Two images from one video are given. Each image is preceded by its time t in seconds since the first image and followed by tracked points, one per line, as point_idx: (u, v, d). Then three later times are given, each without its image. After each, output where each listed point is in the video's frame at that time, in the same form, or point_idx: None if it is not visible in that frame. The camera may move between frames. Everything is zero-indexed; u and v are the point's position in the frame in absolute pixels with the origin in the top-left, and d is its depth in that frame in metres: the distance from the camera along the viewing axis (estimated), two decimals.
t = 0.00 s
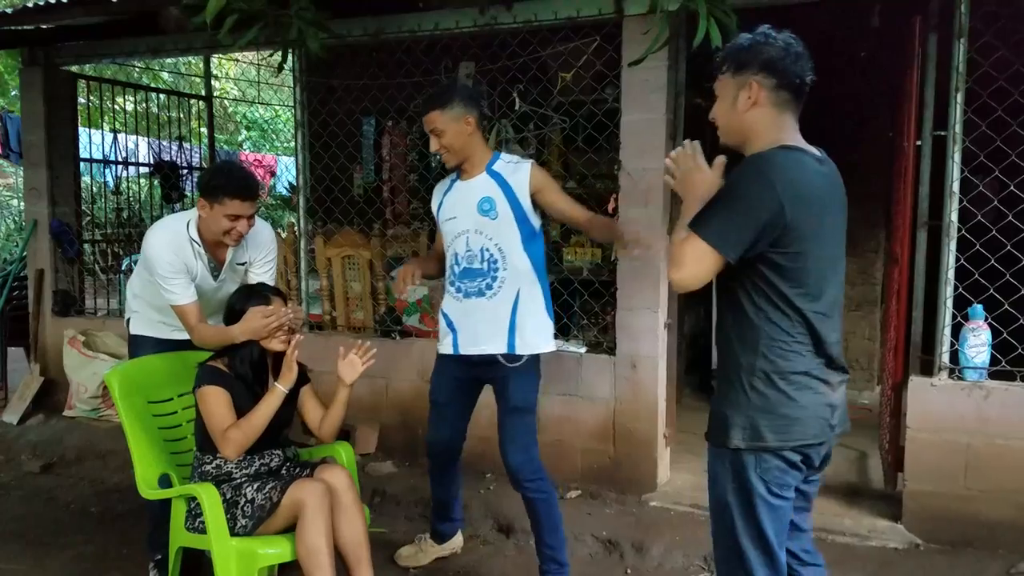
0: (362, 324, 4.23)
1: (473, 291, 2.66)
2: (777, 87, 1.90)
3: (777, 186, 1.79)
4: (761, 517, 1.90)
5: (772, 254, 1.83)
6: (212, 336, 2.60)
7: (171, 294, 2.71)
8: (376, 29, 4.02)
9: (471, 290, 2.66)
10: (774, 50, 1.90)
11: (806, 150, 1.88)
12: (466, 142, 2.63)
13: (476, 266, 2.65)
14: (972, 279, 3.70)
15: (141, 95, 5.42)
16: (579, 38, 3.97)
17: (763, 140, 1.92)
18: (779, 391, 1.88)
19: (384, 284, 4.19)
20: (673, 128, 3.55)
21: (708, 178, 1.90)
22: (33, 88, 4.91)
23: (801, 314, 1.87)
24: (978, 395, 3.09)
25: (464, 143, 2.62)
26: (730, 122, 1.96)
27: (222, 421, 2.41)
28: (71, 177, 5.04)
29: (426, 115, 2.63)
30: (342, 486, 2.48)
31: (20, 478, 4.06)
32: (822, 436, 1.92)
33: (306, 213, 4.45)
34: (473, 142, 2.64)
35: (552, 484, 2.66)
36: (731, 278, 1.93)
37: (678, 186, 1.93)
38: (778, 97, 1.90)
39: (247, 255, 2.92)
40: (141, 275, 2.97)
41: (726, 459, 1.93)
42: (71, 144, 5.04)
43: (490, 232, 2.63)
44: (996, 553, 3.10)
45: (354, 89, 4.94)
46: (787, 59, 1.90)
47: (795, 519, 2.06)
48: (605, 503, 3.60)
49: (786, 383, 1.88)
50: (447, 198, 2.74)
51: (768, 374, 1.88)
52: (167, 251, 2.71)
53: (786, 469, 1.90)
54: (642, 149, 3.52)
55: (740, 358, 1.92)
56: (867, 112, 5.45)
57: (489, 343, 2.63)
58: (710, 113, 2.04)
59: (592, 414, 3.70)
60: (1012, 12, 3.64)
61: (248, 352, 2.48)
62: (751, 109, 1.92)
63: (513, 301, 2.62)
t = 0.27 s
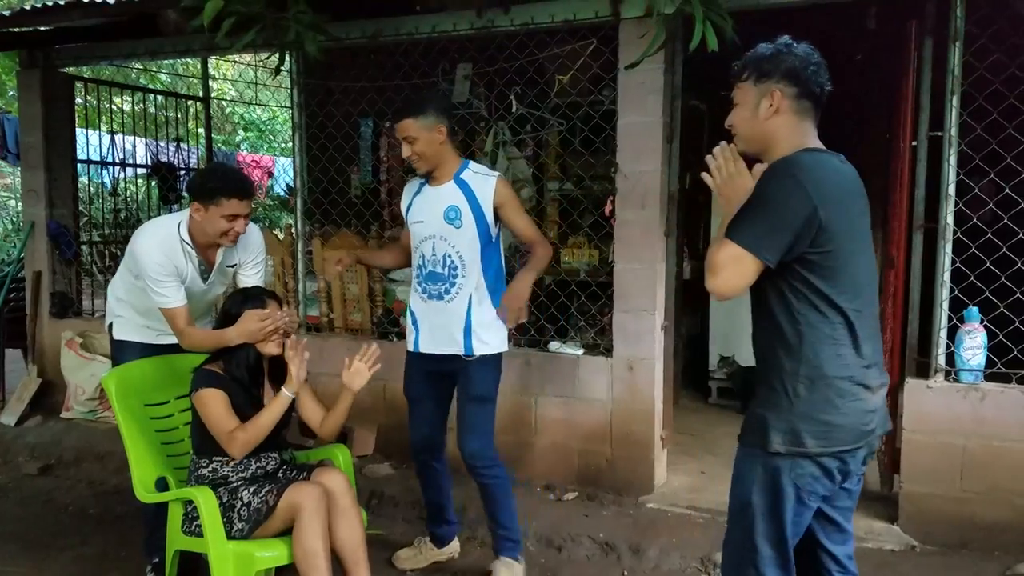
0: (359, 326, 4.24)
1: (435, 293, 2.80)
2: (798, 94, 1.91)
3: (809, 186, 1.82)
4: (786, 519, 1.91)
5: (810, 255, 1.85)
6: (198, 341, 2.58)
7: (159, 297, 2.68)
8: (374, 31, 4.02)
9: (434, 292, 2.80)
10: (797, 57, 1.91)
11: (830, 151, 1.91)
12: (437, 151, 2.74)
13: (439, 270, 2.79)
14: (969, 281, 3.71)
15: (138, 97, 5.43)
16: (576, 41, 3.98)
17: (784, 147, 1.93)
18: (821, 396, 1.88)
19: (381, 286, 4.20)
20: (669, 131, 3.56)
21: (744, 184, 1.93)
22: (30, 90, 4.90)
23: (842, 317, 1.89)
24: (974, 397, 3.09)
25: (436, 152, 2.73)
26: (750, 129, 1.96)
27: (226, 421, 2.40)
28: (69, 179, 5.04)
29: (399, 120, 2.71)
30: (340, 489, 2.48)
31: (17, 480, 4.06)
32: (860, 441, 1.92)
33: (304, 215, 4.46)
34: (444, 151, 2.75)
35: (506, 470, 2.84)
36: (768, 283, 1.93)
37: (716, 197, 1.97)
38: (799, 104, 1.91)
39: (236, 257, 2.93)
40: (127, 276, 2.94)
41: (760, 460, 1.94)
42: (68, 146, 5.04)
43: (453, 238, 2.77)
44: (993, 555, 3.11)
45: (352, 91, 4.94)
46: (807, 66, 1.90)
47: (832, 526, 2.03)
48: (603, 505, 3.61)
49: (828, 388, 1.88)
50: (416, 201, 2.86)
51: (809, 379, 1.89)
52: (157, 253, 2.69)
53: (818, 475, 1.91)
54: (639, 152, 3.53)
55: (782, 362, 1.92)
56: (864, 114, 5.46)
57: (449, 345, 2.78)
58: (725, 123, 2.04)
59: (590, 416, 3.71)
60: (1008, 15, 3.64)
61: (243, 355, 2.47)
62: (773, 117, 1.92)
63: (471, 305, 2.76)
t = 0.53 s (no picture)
0: (357, 327, 4.23)
1: (429, 296, 2.91)
2: (817, 95, 1.90)
3: (825, 189, 1.81)
4: (794, 528, 1.91)
5: (825, 259, 1.84)
6: (192, 344, 2.58)
7: (148, 300, 2.66)
8: (372, 32, 4.01)
9: (428, 295, 2.91)
10: (818, 58, 1.90)
11: (847, 152, 1.89)
12: (433, 154, 2.82)
13: (433, 274, 2.90)
14: (968, 283, 3.70)
15: (136, 97, 5.41)
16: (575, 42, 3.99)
17: (802, 147, 1.92)
18: (825, 402, 1.88)
19: (379, 288, 4.18)
20: (668, 132, 3.56)
21: (761, 184, 1.92)
22: (27, 90, 4.89)
23: (847, 322, 1.88)
24: (974, 399, 3.09)
25: (432, 154, 2.82)
26: (768, 130, 1.94)
27: (236, 438, 2.39)
28: (67, 179, 5.03)
29: (394, 124, 2.79)
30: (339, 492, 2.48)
31: (14, 482, 4.05)
32: (864, 445, 1.92)
33: (302, 216, 4.44)
34: (439, 153, 2.83)
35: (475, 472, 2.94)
36: (780, 288, 1.92)
37: (733, 195, 1.95)
38: (816, 105, 1.90)
39: (227, 254, 2.91)
40: (115, 277, 2.91)
41: (764, 466, 1.94)
42: (66, 147, 5.03)
43: (447, 242, 2.87)
44: (992, 557, 3.10)
45: (350, 92, 4.93)
46: (825, 68, 1.89)
47: (836, 528, 2.02)
48: (602, 507, 3.60)
49: (832, 394, 1.88)
50: (413, 205, 2.97)
51: (813, 384, 1.88)
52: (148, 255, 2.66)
53: (823, 481, 1.91)
54: (638, 153, 3.52)
55: (786, 368, 1.91)
56: (864, 115, 5.45)
57: (440, 346, 2.87)
58: (741, 123, 2.03)
59: (589, 417, 3.70)
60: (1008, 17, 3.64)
61: (241, 358, 2.46)
62: (791, 117, 1.91)
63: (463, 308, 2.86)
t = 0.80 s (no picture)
0: (349, 328, 4.21)
1: (411, 298, 2.91)
2: (816, 91, 1.89)
3: (814, 189, 1.80)
4: (792, 529, 1.89)
5: (810, 260, 1.83)
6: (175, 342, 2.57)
7: (132, 297, 2.62)
8: (364, 32, 3.99)
9: (409, 297, 2.91)
10: (816, 54, 1.88)
11: (843, 153, 1.89)
12: (417, 158, 2.82)
13: (415, 276, 2.90)
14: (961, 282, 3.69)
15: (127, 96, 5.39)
16: (568, 41, 3.97)
17: (799, 145, 1.91)
18: (809, 401, 1.88)
19: (372, 288, 4.17)
20: (661, 132, 3.55)
21: (754, 178, 1.92)
22: (17, 90, 4.86)
23: (830, 321, 1.87)
24: (966, 399, 3.09)
25: (416, 158, 2.82)
26: (765, 126, 1.93)
27: (215, 440, 2.39)
28: (57, 179, 5.00)
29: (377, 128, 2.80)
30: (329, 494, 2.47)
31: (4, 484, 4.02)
32: (851, 443, 1.92)
33: (294, 215, 4.43)
34: (422, 158, 2.84)
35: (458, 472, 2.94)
36: (763, 289, 1.92)
37: (727, 188, 1.96)
38: (815, 101, 1.89)
39: (208, 249, 2.88)
40: (96, 279, 2.86)
41: (754, 467, 1.93)
42: (57, 147, 5.00)
43: (428, 245, 2.87)
44: (984, 557, 3.10)
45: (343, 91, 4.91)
46: (824, 64, 1.87)
47: (822, 532, 2.01)
48: (595, 507, 3.59)
49: (816, 393, 1.88)
50: (394, 206, 2.96)
51: (798, 384, 1.88)
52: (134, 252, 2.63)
53: (815, 479, 1.91)
54: (631, 153, 3.51)
55: (769, 368, 1.92)
56: (857, 115, 5.45)
57: (422, 348, 2.87)
58: (741, 118, 2.02)
59: (582, 418, 3.69)
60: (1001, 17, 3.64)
61: (231, 360, 2.45)
62: (790, 113, 1.90)
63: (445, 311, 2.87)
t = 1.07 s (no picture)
0: (341, 328, 4.21)
1: (385, 297, 2.95)
2: (810, 91, 1.89)
3: (804, 189, 1.80)
4: (787, 530, 1.89)
5: (800, 261, 1.84)
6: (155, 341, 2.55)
7: (114, 296, 2.57)
8: (355, 32, 3.98)
9: (383, 296, 2.96)
10: (809, 53, 1.88)
11: (835, 153, 1.90)
12: (387, 159, 2.89)
13: (388, 275, 2.95)
14: (951, 283, 3.71)
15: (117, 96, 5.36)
16: (560, 41, 3.97)
17: (793, 144, 1.92)
18: (800, 401, 1.88)
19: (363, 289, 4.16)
20: (652, 133, 3.55)
21: (746, 178, 1.92)
22: (7, 89, 4.83)
23: (820, 322, 1.87)
24: (956, 399, 3.10)
25: (386, 160, 2.88)
26: (760, 125, 1.94)
27: (208, 441, 2.38)
28: (47, 179, 4.97)
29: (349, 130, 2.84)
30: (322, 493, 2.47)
31: None
32: (843, 443, 1.92)
33: (286, 215, 4.41)
34: (392, 159, 2.91)
35: (448, 467, 2.97)
36: (754, 290, 1.92)
37: (720, 189, 1.97)
38: (809, 101, 1.89)
39: (189, 249, 2.85)
40: (73, 282, 2.80)
41: (747, 468, 1.93)
42: (46, 147, 4.98)
43: (401, 244, 2.92)
44: (975, 557, 3.12)
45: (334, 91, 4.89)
46: (818, 64, 1.87)
47: (815, 533, 2.02)
48: (587, 508, 3.59)
49: (806, 393, 1.88)
50: (361, 210, 3.02)
51: (789, 384, 1.89)
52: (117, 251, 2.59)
53: (808, 479, 1.91)
54: (622, 153, 3.51)
55: (760, 369, 1.92)
56: (848, 115, 5.47)
57: (398, 345, 2.92)
58: (735, 117, 2.02)
59: (574, 418, 3.69)
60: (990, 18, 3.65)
61: (223, 361, 2.44)
62: (785, 113, 1.90)
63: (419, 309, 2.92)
